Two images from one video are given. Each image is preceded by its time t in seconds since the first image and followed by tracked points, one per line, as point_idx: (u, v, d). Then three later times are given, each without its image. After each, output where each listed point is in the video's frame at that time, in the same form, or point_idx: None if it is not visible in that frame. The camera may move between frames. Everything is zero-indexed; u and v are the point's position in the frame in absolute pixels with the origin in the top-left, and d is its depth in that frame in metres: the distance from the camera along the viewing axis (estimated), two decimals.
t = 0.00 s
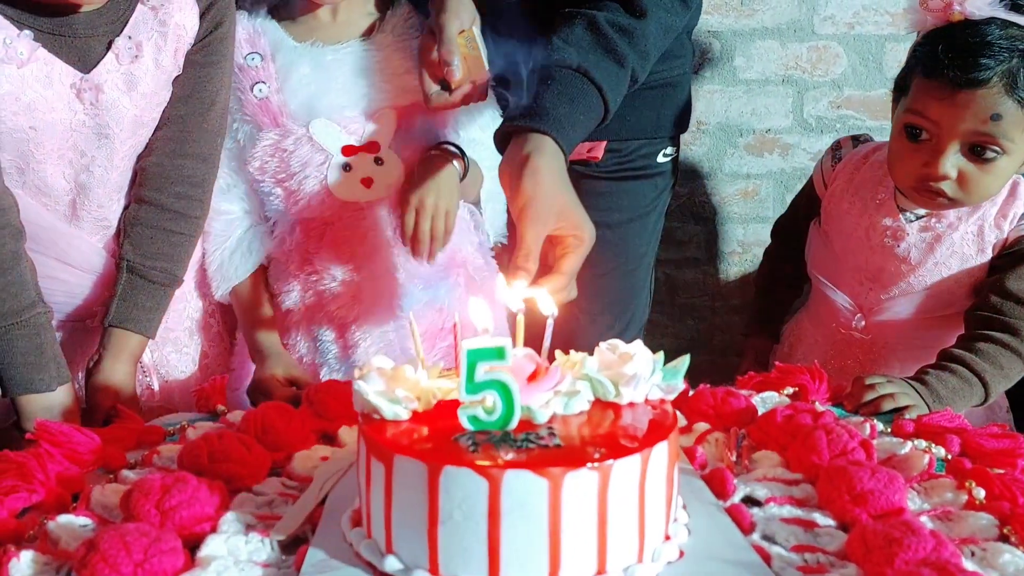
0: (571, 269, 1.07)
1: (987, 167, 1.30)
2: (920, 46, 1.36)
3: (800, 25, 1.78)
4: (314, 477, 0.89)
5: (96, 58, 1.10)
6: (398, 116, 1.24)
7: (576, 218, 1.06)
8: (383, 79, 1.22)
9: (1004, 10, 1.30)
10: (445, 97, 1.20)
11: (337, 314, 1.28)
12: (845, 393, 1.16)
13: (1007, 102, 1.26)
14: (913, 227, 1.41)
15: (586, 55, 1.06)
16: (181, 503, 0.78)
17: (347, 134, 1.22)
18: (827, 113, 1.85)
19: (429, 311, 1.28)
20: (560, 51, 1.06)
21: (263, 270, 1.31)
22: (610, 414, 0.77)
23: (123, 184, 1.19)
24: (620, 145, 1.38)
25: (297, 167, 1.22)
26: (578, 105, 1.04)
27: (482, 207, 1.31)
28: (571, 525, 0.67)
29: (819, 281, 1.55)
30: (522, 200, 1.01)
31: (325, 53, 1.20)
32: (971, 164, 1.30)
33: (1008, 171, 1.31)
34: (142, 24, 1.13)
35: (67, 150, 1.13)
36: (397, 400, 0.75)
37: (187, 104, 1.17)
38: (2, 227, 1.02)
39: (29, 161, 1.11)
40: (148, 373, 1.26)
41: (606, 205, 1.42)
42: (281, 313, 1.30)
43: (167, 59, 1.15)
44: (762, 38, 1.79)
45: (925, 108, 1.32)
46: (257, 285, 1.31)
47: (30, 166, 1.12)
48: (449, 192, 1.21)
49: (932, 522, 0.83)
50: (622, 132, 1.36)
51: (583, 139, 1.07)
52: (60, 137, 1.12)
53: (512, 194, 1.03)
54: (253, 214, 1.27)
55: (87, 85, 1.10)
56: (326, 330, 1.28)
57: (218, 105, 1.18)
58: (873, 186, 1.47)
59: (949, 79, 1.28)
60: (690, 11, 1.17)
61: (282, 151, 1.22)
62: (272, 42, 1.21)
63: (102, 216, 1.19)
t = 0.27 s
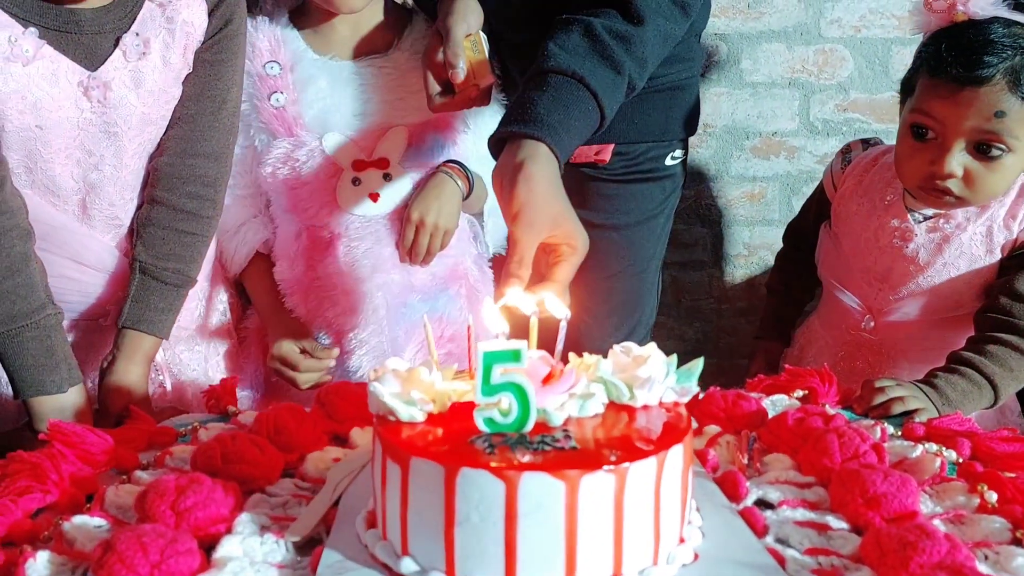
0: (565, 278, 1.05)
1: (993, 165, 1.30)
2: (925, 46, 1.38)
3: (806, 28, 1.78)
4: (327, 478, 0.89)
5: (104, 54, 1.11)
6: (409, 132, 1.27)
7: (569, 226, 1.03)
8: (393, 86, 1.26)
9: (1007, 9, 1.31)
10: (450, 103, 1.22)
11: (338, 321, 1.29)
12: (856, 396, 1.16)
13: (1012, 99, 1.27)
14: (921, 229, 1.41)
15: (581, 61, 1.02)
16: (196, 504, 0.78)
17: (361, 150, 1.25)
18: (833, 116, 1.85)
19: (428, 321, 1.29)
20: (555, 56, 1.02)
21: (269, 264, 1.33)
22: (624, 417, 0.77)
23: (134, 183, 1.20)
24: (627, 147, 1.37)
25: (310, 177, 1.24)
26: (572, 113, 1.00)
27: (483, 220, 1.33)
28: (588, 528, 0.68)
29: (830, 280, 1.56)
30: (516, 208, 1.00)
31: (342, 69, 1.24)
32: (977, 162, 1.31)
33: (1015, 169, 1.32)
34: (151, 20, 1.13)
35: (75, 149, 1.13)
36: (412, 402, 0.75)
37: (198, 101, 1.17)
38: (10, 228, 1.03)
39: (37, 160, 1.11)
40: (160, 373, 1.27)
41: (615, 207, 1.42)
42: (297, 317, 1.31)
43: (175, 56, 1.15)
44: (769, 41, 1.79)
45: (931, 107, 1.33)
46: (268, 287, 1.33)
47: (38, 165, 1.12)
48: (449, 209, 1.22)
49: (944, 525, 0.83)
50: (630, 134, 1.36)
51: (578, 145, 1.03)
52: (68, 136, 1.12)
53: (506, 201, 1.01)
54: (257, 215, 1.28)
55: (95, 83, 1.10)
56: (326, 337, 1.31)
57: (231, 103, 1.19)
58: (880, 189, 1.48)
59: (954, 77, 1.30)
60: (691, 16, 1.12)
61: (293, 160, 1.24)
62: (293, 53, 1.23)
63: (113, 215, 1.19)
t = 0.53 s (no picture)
0: (578, 276, 1.04)
1: (1001, 161, 1.31)
2: (935, 44, 1.39)
3: (815, 29, 1.79)
4: (341, 473, 0.89)
5: (96, 47, 1.11)
6: (419, 132, 1.27)
7: (581, 223, 1.02)
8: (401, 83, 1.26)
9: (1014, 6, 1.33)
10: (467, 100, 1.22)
11: (343, 319, 1.27)
12: (865, 397, 1.16)
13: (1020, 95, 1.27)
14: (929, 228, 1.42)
15: (593, 58, 1.02)
16: (211, 498, 0.78)
17: (370, 150, 1.25)
18: (841, 117, 1.85)
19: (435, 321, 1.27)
20: (566, 53, 1.02)
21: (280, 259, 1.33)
22: (640, 412, 0.77)
23: (132, 175, 1.18)
24: (638, 146, 1.37)
25: (322, 173, 1.24)
26: (584, 110, 1.00)
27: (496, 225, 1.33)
28: (606, 522, 0.68)
29: (840, 279, 1.57)
30: (530, 204, 0.99)
31: (353, 69, 1.25)
32: (985, 158, 1.32)
33: None
34: (141, 12, 1.13)
35: (74, 142, 1.13)
36: (429, 396, 0.76)
37: (193, 91, 1.16)
38: (15, 219, 1.03)
39: (35, 153, 1.11)
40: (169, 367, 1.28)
41: (624, 207, 1.42)
42: (304, 317, 1.31)
43: (166, 47, 1.15)
44: (777, 42, 1.79)
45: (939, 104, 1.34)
46: (282, 283, 1.33)
47: (36, 158, 1.12)
48: (451, 213, 1.22)
49: (958, 523, 0.83)
50: (641, 134, 1.35)
51: (590, 142, 1.02)
52: (66, 129, 1.12)
53: (518, 197, 1.00)
54: (270, 207, 1.29)
55: (87, 75, 1.10)
56: (332, 334, 1.30)
57: (227, 92, 1.17)
58: (891, 189, 1.49)
59: (960, 74, 1.31)
60: (702, 17, 1.13)
61: (303, 160, 1.24)
62: (304, 54, 1.24)
63: (111, 208, 1.18)
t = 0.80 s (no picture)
0: (591, 277, 1.03)
1: (1014, 146, 1.33)
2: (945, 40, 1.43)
3: (824, 31, 1.79)
4: (357, 469, 0.89)
5: (117, 46, 1.11)
6: (426, 132, 1.27)
7: (595, 224, 1.02)
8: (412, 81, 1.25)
9: None
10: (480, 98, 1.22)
11: (354, 319, 1.26)
12: (879, 397, 1.16)
13: None
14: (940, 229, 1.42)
15: (608, 56, 1.01)
16: (230, 492, 0.78)
17: (375, 149, 1.25)
18: (850, 120, 1.85)
19: (443, 321, 1.27)
20: (580, 51, 1.02)
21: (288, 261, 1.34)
22: (658, 410, 0.77)
23: (150, 173, 1.19)
24: (649, 146, 1.36)
25: (327, 176, 1.25)
26: (598, 108, 1.00)
27: (509, 228, 1.33)
28: (626, 518, 0.68)
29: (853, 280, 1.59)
30: (544, 204, 0.98)
31: (359, 68, 1.24)
32: (997, 144, 1.34)
33: None
34: (162, 12, 1.13)
35: (93, 138, 1.14)
36: (448, 392, 0.76)
37: (210, 90, 1.16)
38: (34, 213, 1.03)
39: (55, 150, 1.12)
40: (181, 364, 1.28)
41: (635, 207, 1.42)
42: (313, 316, 1.31)
43: (186, 48, 1.15)
44: (787, 44, 1.79)
45: (953, 92, 1.38)
46: (289, 282, 1.33)
47: (57, 155, 1.12)
48: (460, 217, 1.23)
49: (975, 523, 0.83)
50: (655, 133, 1.35)
51: (603, 141, 1.02)
52: (86, 126, 1.12)
53: (532, 197, 1.00)
54: (281, 211, 1.31)
55: (107, 73, 1.11)
56: (342, 334, 1.29)
57: (243, 93, 1.18)
58: (906, 187, 1.50)
59: (971, 60, 1.35)
60: (715, 17, 1.12)
61: (310, 159, 1.25)
62: (309, 54, 1.24)
63: (128, 204, 1.19)
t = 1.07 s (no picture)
0: (597, 277, 1.03)
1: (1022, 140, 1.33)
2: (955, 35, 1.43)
3: (831, 32, 1.78)
4: (365, 467, 0.89)
5: (134, 44, 1.12)
6: (430, 128, 1.26)
7: (600, 222, 1.02)
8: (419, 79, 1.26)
9: None
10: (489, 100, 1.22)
11: (351, 318, 1.27)
12: (886, 399, 1.16)
13: None
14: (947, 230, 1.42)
15: (615, 55, 1.00)
16: (240, 490, 0.78)
17: (378, 144, 1.25)
18: (856, 120, 1.85)
19: (444, 323, 1.26)
20: (588, 50, 1.00)
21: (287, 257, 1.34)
22: (669, 411, 0.76)
23: (163, 171, 1.19)
24: (656, 146, 1.36)
25: (330, 172, 1.24)
26: (605, 106, 0.99)
27: (514, 233, 1.32)
28: (638, 520, 0.68)
29: (863, 280, 1.58)
30: (549, 203, 0.98)
31: (365, 65, 1.25)
32: (1004, 137, 1.34)
33: None
34: (179, 11, 1.13)
35: (108, 136, 1.14)
36: (459, 391, 0.75)
37: (226, 91, 1.16)
38: (47, 209, 1.03)
39: (69, 146, 1.12)
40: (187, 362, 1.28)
41: (641, 206, 1.42)
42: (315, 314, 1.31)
43: (202, 46, 1.15)
44: (794, 44, 1.79)
45: (960, 87, 1.38)
46: (289, 282, 1.34)
47: (71, 151, 1.13)
48: (465, 216, 1.21)
49: (985, 526, 0.83)
50: (661, 134, 1.34)
51: (609, 140, 1.01)
52: (100, 123, 1.13)
53: (538, 196, 1.00)
54: (283, 208, 1.30)
55: (124, 71, 1.11)
56: (341, 334, 1.29)
57: (257, 93, 1.18)
58: (918, 187, 1.50)
59: (978, 54, 1.35)
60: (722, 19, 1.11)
61: (313, 155, 1.25)
62: (315, 49, 1.25)
63: (141, 203, 1.19)
